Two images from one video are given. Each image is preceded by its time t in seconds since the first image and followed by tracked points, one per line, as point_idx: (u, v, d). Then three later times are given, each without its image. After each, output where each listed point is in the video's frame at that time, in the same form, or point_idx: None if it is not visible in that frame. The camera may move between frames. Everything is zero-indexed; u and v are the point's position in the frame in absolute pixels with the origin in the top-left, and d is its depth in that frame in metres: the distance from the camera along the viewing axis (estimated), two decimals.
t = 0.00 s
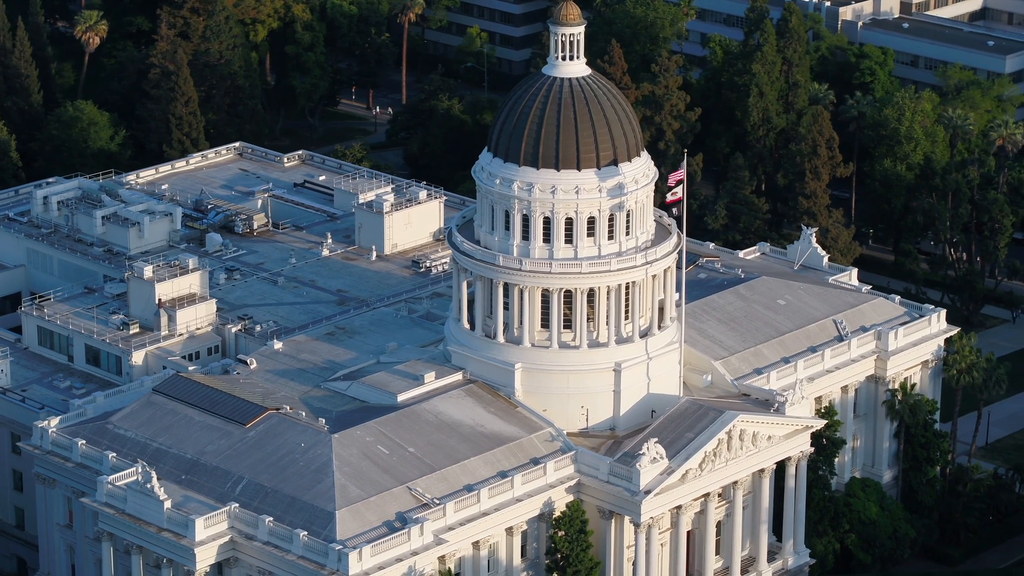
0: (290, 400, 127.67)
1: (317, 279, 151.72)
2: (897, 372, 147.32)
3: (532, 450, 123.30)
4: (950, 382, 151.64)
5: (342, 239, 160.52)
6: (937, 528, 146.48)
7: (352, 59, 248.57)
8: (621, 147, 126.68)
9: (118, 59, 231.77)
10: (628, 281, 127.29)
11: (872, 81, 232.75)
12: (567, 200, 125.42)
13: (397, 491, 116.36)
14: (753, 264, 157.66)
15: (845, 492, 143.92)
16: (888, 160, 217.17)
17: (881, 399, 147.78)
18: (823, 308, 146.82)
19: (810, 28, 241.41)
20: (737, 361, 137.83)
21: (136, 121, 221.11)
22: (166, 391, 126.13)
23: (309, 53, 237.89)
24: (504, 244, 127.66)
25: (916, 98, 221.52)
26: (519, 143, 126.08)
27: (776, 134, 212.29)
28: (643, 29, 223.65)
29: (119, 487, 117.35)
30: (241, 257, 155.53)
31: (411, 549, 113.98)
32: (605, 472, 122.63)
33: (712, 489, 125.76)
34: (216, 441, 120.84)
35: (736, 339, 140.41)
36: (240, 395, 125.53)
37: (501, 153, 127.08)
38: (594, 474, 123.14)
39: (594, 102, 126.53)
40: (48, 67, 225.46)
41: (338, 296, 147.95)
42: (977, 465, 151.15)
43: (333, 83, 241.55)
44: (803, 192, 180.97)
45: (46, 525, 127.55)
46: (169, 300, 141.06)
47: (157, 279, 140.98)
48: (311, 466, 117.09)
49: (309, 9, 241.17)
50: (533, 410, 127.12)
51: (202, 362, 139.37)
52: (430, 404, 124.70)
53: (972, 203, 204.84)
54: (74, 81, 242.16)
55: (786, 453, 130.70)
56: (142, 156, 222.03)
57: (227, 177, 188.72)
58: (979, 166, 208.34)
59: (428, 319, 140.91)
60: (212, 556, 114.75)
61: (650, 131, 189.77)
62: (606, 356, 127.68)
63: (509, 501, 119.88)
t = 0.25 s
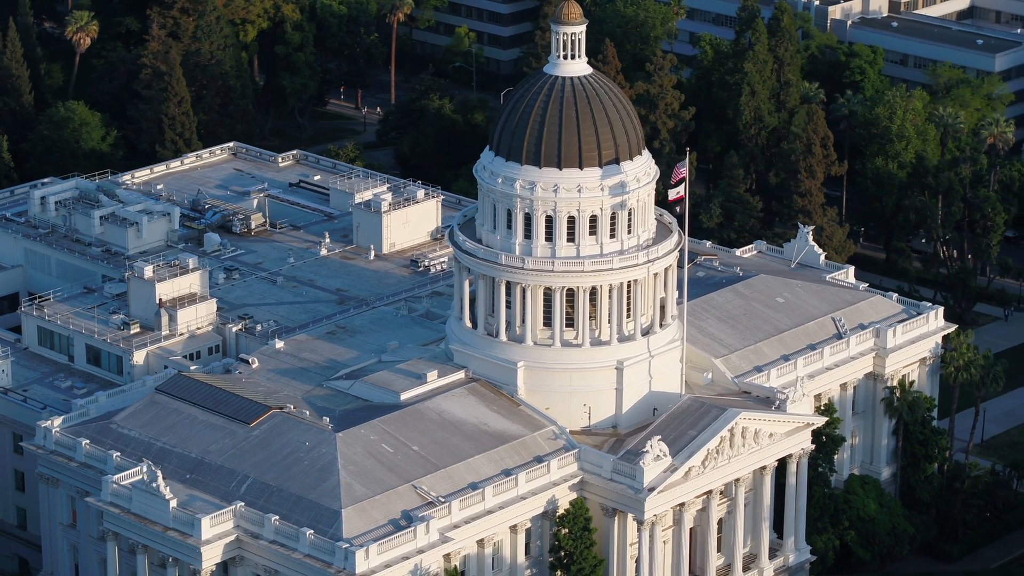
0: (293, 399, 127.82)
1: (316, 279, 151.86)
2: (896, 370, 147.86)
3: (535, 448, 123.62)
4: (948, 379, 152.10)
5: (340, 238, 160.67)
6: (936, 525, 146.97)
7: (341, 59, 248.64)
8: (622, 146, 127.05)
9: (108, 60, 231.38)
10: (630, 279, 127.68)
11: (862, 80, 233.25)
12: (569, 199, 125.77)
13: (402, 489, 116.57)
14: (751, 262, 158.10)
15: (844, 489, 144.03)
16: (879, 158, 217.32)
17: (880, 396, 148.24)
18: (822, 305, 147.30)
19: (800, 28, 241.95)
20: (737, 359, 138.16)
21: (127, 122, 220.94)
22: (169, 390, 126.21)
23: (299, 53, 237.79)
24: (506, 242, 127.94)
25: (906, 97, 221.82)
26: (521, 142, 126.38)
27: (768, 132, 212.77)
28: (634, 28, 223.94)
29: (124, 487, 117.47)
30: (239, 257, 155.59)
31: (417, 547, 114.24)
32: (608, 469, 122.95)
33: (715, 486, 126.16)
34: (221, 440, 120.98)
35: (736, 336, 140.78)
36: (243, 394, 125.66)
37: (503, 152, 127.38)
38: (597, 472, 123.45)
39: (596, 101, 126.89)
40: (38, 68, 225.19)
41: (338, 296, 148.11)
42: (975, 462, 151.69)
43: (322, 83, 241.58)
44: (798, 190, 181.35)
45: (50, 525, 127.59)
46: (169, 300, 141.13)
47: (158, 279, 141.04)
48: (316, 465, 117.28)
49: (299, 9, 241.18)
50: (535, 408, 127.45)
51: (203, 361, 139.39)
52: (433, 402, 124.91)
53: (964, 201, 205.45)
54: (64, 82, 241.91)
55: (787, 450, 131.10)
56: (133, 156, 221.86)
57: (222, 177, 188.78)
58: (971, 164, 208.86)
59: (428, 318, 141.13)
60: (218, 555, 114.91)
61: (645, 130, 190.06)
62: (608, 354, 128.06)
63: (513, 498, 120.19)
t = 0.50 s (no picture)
0: (296, 398, 128.01)
1: (316, 278, 152.05)
2: (894, 367, 148.47)
3: (539, 446, 123.93)
4: (946, 376, 152.83)
5: (338, 238, 160.87)
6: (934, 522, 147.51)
7: (331, 59, 248.75)
8: (624, 144, 127.41)
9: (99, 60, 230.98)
10: (632, 278, 128.03)
11: (853, 79, 233.90)
12: (571, 197, 126.08)
13: (408, 487, 116.77)
14: (748, 260, 158.53)
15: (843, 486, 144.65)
16: (872, 157, 217.13)
17: (879, 393, 148.75)
18: (821, 303, 147.81)
19: (790, 27, 242.54)
20: (737, 356, 138.60)
21: (119, 122, 220.77)
22: (172, 389, 126.32)
23: (290, 53, 237.71)
24: (509, 241, 128.25)
25: (898, 95, 222.16)
26: (523, 140, 126.67)
27: (760, 131, 212.63)
28: (625, 28, 224.41)
29: (130, 486, 117.62)
30: (238, 257, 155.72)
31: (423, 545, 114.45)
32: (611, 467, 123.31)
33: (718, 484, 126.54)
34: (225, 439, 121.12)
35: (736, 334, 141.19)
36: (247, 393, 125.81)
37: (505, 150, 127.67)
38: (600, 469, 123.77)
39: (598, 99, 127.22)
40: (28, 68, 224.95)
41: (338, 295, 148.30)
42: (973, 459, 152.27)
43: (313, 83, 241.63)
44: (794, 188, 181.76)
45: (53, 524, 127.69)
46: (170, 299, 141.24)
47: (158, 279, 141.14)
48: (321, 464, 117.48)
49: (289, 9, 241.20)
50: (538, 406, 127.78)
51: (204, 360, 139.47)
52: (437, 401, 125.15)
53: (957, 199, 205.93)
54: (54, 83, 241.71)
55: (789, 447, 131.54)
56: (126, 157, 221.77)
57: (218, 176, 188.85)
58: (963, 162, 209.50)
59: (429, 317, 141.43)
60: (224, 553, 115.11)
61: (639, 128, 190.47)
62: (610, 352, 128.42)
63: (518, 496, 120.51)
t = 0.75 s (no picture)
0: (299, 397, 128.23)
1: (315, 277, 152.24)
2: (893, 364, 148.99)
3: (543, 444, 124.24)
4: (944, 373, 153.41)
5: (336, 237, 161.11)
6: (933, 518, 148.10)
7: (321, 60, 248.83)
8: (626, 143, 127.81)
9: (90, 61, 230.63)
10: (634, 276, 128.40)
11: (844, 77, 234.42)
12: (574, 196, 126.41)
13: (413, 486, 117.03)
14: (746, 258, 158.95)
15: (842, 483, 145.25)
16: (864, 155, 217.07)
17: (878, 390, 149.29)
18: (820, 301, 148.31)
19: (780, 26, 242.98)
20: (738, 354, 139.04)
21: (111, 122, 220.67)
22: (175, 388, 126.46)
23: (280, 53, 237.62)
24: (511, 239, 128.58)
25: (889, 94, 222.57)
26: (526, 139, 127.03)
27: (752, 130, 212.80)
28: (616, 27, 224.73)
29: (135, 485, 117.79)
30: (237, 256, 155.89)
31: (429, 543, 114.70)
32: (615, 465, 123.64)
33: (721, 481, 126.93)
34: (230, 438, 121.30)
35: (736, 332, 141.61)
36: (250, 392, 125.97)
37: (508, 149, 128.01)
38: (604, 467, 124.09)
39: (600, 98, 127.59)
40: (19, 69, 224.58)
41: (338, 294, 148.50)
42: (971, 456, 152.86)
43: (303, 83, 241.60)
44: (790, 187, 182.23)
45: (57, 524, 127.83)
46: (171, 299, 141.39)
47: (159, 279, 141.27)
48: (327, 462, 117.72)
49: (279, 9, 241.12)
50: (541, 404, 128.10)
51: (206, 359, 139.55)
52: (441, 399, 125.39)
53: (950, 197, 206.47)
54: (44, 83, 241.40)
55: (791, 445, 131.95)
56: (117, 158, 221.67)
57: (213, 176, 188.94)
58: (956, 160, 209.95)
59: (430, 316, 141.75)
60: (230, 552, 115.32)
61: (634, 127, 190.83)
62: (613, 350, 128.75)
63: (523, 494, 120.82)
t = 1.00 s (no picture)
0: (302, 396, 128.45)
1: (315, 276, 152.44)
2: (892, 362, 149.59)
3: (547, 442, 124.54)
4: (942, 370, 153.98)
5: (335, 236, 161.37)
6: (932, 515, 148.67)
7: (311, 60, 248.93)
8: (629, 141, 128.24)
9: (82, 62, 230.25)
10: (637, 274, 128.76)
11: (835, 76, 234.95)
12: (577, 194, 126.77)
13: (419, 484, 117.26)
14: (744, 256, 159.44)
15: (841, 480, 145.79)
16: (856, 153, 217.58)
17: (877, 388, 149.85)
18: (819, 299, 148.89)
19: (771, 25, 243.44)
20: (738, 352, 139.52)
21: (103, 122, 220.56)
22: (179, 387, 126.59)
23: (271, 53, 237.60)
24: (514, 238, 128.92)
25: (881, 93, 223.21)
26: (529, 137, 127.43)
27: (745, 128, 212.99)
28: (608, 27, 225.13)
29: (141, 484, 117.93)
30: (236, 256, 156.08)
31: (436, 540, 114.96)
32: (619, 462, 123.99)
33: (724, 478, 127.31)
34: (235, 437, 121.48)
35: (736, 330, 142.06)
36: (254, 391, 126.17)
37: (510, 148, 128.41)
38: (608, 465, 124.43)
39: (602, 97, 128.01)
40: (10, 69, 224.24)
41: (338, 293, 148.72)
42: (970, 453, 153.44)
43: (294, 83, 241.61)
44: (785, 185, 182.73)
45: (61, 523, 127.94)
46: (172, 299, 141.55)
47: (160, 278, 141.44)
48: (332, 461, 117.94)
49: (269, 9, 241.12)
50: (544, 402, 128.41)
51: (208, 359, 139.44)
52: (445, 398, 125.69)
53: (943, 195, 206.57)
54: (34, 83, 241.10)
55: (793, 442, 132.33)
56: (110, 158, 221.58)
57: (209, 176, 189.03)
58: (949, 158, 210.40)
59: (431, 315, 142.08)
60: (237, 551, 115.51)
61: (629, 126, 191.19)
62: (616, 348, 129.08)
63: (528, 492, 121.13)
